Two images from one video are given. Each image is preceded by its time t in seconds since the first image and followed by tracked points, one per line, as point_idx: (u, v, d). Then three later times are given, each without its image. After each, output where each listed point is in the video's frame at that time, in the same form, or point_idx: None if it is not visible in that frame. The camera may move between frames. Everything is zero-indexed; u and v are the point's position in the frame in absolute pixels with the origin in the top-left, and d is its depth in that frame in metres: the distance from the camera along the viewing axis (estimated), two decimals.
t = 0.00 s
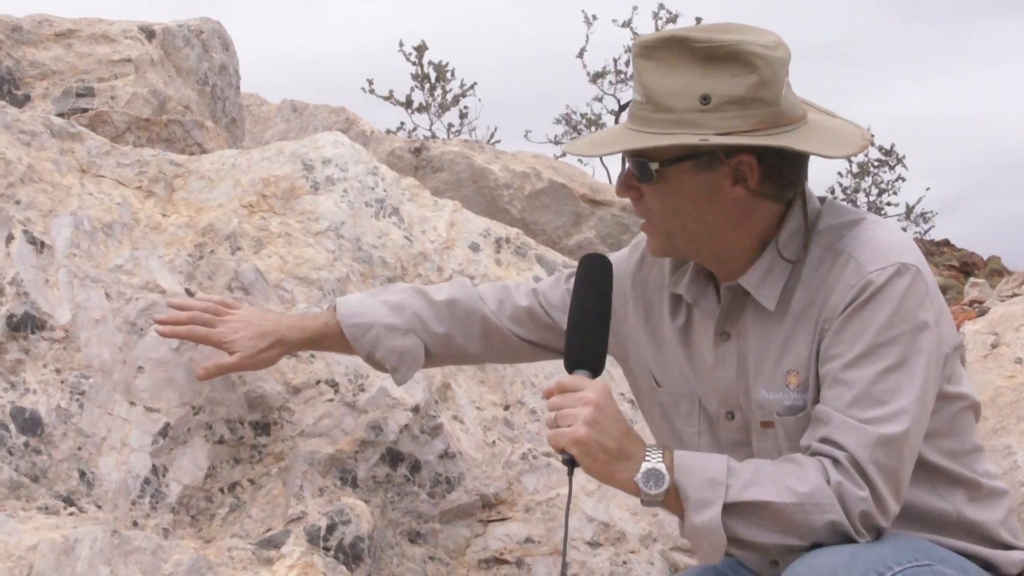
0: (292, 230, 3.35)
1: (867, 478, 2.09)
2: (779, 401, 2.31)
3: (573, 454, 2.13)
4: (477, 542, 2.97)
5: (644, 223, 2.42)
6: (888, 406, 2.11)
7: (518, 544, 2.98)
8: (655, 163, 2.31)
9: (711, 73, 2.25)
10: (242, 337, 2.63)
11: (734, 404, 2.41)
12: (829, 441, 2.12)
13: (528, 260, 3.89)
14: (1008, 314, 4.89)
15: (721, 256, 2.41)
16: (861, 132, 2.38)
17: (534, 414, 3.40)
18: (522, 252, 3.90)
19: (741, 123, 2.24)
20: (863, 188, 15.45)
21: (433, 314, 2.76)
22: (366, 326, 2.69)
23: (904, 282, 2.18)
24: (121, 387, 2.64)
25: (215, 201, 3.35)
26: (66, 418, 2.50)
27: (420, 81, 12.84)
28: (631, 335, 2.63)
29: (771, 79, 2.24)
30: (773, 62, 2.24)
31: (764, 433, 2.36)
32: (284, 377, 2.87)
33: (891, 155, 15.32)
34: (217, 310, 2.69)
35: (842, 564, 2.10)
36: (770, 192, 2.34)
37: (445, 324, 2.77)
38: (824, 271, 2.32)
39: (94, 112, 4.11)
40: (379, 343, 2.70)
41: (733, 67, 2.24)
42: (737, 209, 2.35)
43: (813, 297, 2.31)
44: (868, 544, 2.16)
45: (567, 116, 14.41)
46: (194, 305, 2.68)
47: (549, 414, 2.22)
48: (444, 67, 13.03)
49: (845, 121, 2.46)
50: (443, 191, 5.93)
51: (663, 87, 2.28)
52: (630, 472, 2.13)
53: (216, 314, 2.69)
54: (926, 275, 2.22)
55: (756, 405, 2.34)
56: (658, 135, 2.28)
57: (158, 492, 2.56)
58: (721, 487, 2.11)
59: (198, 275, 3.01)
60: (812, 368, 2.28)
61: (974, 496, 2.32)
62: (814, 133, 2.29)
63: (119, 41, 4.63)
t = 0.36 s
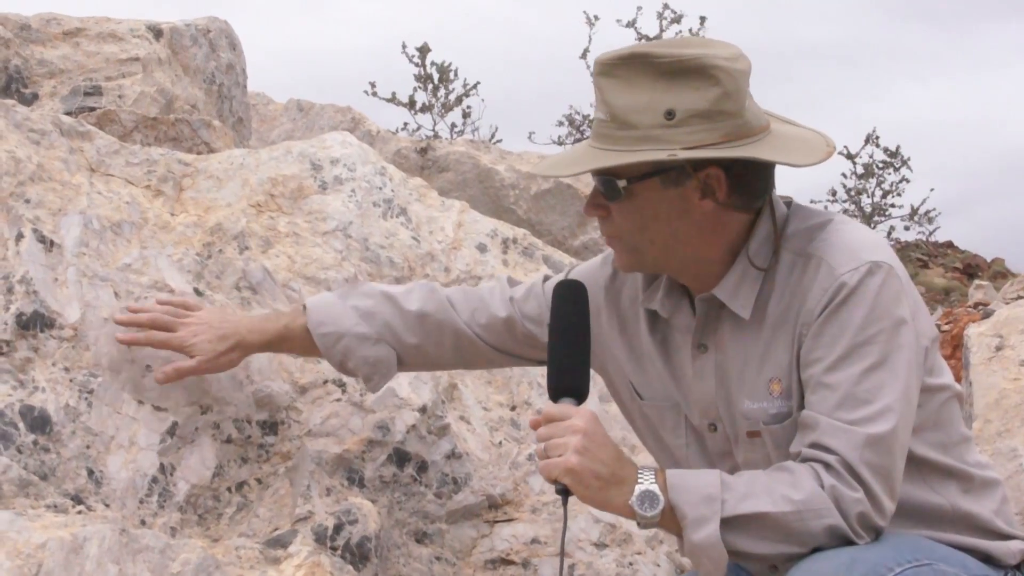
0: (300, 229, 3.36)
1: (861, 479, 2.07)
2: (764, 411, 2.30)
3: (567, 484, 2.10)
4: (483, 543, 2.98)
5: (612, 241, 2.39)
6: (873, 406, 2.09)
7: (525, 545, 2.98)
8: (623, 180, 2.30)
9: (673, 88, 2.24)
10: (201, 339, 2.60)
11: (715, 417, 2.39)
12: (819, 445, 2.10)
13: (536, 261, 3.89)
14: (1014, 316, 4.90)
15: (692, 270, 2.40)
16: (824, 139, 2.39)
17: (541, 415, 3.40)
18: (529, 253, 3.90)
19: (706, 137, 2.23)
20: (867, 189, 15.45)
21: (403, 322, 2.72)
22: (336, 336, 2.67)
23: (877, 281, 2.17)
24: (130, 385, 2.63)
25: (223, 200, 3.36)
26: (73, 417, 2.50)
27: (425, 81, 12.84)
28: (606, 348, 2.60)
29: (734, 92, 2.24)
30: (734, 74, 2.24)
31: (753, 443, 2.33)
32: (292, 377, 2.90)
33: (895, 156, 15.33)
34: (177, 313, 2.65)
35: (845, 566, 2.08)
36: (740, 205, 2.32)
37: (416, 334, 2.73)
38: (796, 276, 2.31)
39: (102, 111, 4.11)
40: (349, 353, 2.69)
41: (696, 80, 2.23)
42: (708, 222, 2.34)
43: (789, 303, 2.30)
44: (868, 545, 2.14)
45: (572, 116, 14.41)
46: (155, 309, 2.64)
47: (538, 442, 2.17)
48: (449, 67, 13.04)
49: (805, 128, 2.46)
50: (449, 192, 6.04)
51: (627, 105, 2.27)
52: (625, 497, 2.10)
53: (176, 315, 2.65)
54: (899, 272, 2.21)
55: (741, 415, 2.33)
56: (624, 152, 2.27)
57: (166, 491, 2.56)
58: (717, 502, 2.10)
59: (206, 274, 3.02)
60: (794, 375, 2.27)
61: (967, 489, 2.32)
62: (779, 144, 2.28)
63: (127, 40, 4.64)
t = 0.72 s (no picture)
0: (307, 230, 3.37)
1: (864, 482, 2.07)
2: (765, 417, 2.30)
3: (571, 494, 2.09)
4: (490, 544, 2.98)
5: (609, 253, 2.39)
6: (873, 409, 2.09)
7: (531, 546, 2.98)
8: (619, 193, 2.29)
9: (666, 98, 2.24)
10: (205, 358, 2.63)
11: (715, 424, 2.39)
12: (822, 450, 2.10)
13: (542, 262, 3.90)
14: (1020, 319, 4.90)
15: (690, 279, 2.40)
16: (818, 144, 2.39)
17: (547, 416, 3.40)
18: (535, 254, 3.90)
19: (701, 146, 2.24)
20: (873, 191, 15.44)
21: (404, 336, 2.73)
22: (338, 350, 2.68)
23: (874, 284, 2.17)
24: (137, 386, 2.63)
25: (230, 201, 3.36)
26: (81, 417, 2.49)
27: (430, 82, 12.84)
28: (607, 357, 2.60)
29: (728, 100, 2.24)
30: (727, 82, 2.24)
31: (755, 449, 2.33)
32: (299, 379, 2.91)
33: (900, 158, 15.33)
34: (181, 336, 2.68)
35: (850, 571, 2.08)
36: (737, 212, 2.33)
37: (417, 347, 2.74)
38: (794, 282, 2.31)
39: (109, 111, 4.11)
40: (351, 368, 2.69)
41: (689, 89, 2.24)
42: (705, 231, 2.34)
43: (788, 308, 2.29)
44: (873, 549, 2.13)
45: (578, 117, 14.41)
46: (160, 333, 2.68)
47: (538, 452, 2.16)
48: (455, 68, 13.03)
49: (798, 134, 2.46)
50: (457, 194, 6.09)
51: (620, 116, 2.27)
52: (629, 504, 2.11)
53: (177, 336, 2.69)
54: (897, 274, 2.21)
55: (742, 422, 2.33)
56: (619, 163, 2.27)
57: (173, 491, 2.56)
58: (721, 509, 2.10)
59: (213, 275, 3.02)
60: (794, 380, 2.27)
61: (970, 491, 2.31)
62: (774, 150, 2.29)
63: (134, 40, 4.64)
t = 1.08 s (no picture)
0: (315, 231, 3.37)
1: (875, 477, 2.07)
2: (776, 411, 2.30)
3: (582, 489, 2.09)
4: (499, 543, 2.99)
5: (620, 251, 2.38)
6: (884, 404, 2.09)
7: (540, 545, 2.98)
8: (629, 189, 2.28)
9: (673, 93, 2.25)
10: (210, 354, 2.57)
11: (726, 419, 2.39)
12: (834, 444, 2.10)
13: (549, 261, 3.90)
14: None
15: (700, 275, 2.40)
16: (826, 136, 2.39)
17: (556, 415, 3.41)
18: (542, 253, 3.91)
19: (710, 140, 2.24)
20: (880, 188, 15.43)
21: (414, 334, 2.71)
22: (347, 348, 2.65)
23: (886, 279, 2.17)
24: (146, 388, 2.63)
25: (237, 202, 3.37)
26: (90, 419, 2.50)
27: (437, 82, 12.84)
28: (617, 352, 2.60)
29: (735, 94, 2.24)
30: (734, 76, 2.24)
31: (766, 443, 2.33)
32: (307, 379, 2.92)
33: (907, 154, 15.32)
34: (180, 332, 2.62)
35: (860, 564, 2.08)
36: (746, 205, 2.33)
37: (426, 345, 2.72)
38: (805, 277, 2.31)
39: (116, 114, 4.11)
40: (361, 366, 2.66)
41: (696, 84, 2.24)
42: (716, 226, 2.34)
43: (799, 303, 2.29)
44: (885, 543, 2.13)
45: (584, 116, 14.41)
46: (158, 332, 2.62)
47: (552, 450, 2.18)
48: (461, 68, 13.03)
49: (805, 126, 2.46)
50: (464, 193, 6.08)
51: (628, 113, 2.27)
52: (640, 500, 2.10)
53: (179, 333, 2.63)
54: (909, 269, 2.21)
55: (753, 417, 2.33)
56: (628, 160, 2.26)
57: (182, 493, 2.56)
58: (733, 504, 2.10)
59: (221, 277, 3.03)
60: (805, 375, 2.27)
61: (981, 485, 2.30)
62: (782, 142, 2.29)
63: (141, 43, 4.64)
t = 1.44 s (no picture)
0: (316, 229, 3.36)
1: (885, 477, 2.05)
2: (789, 407, 2.29)
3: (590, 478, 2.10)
4: (500, 543, 2.97)
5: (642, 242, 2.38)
6: (898, 403, 2.08)
7: (542, 544, 2.97)
8: (651, 181, 2.28)
9: (697, 87, 2.23)
10: (251, 383, 2.58)
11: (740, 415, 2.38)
12: (845, 442, 2.09)
13: (551, 260, 3.89)
14: None
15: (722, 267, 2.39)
16: (853, 132, 2.37)
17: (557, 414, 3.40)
18: (545, 252, 3.90)
19: (732, 135, 2.22)
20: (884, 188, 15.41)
21: (450, 349, 2.70)
22: (382, 365, 2.64)
23: (905, 278, 2.16)
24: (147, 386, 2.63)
25: (239, 200, 3.36)
26: (90, 417, 2.50)
27: (441, 81, 12.83)
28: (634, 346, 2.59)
29: (759, 89, 2.22)
30: (759, 71, 2.22)
31: (778, 440, 2.32)
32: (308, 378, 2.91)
33: (911, 155, 15.30)
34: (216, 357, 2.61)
35: (867, 563, 2.06)
36: (769, 201, 2.31)
37: (461, 361, 2.71)
38: (824, 275, 2.30)
39: (118, 111, 4.11)
40: (396, 383, 2.65)
41: (719, 78, 2.22)
42: (737, 219, 2.33)
43: (817, 301, 2.29)
44: (891, 543, 2.12)
45: (588, 115, 14.40)
46: (192, 357, 2.60)
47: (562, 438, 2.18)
48: (465, 67, 13.02)
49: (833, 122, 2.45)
50: (466, 192, 6.04)
51: (652, 105, 2.26)
52: (649, 490, 2.10)
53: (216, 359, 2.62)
54: (928, 270, 2.20)
55: (766, 413, 2.32)
56: (651, 152, 2.26)
57: (182, 492, 2.55)
58: (740, 498, 2.09)
59: (222, 275, 3.02)
60: (820, 372, 2.26)
61: (991, 492, 2.29)
62: (807, 139, 2.27)
63: (144, 40, 4.63)
